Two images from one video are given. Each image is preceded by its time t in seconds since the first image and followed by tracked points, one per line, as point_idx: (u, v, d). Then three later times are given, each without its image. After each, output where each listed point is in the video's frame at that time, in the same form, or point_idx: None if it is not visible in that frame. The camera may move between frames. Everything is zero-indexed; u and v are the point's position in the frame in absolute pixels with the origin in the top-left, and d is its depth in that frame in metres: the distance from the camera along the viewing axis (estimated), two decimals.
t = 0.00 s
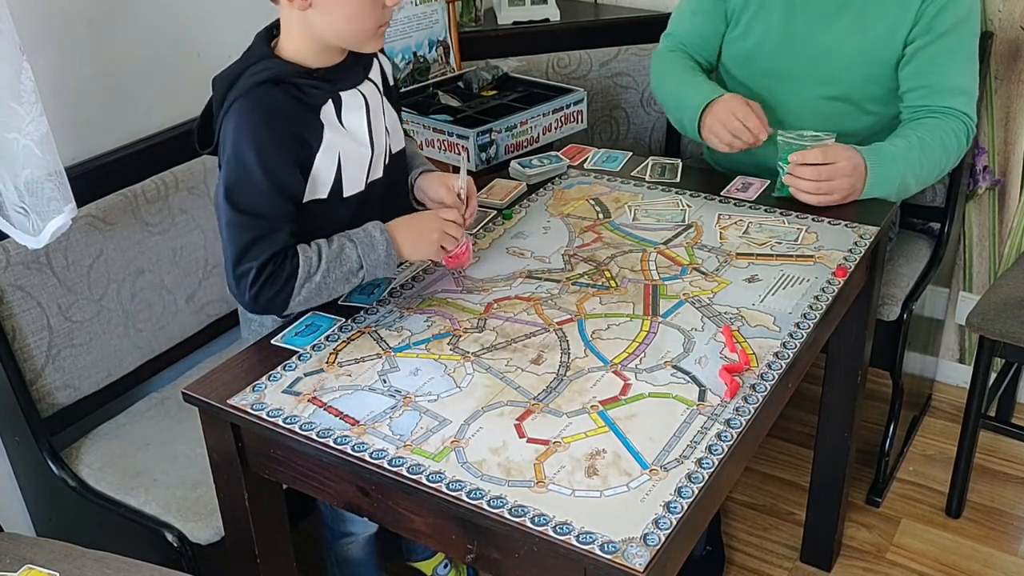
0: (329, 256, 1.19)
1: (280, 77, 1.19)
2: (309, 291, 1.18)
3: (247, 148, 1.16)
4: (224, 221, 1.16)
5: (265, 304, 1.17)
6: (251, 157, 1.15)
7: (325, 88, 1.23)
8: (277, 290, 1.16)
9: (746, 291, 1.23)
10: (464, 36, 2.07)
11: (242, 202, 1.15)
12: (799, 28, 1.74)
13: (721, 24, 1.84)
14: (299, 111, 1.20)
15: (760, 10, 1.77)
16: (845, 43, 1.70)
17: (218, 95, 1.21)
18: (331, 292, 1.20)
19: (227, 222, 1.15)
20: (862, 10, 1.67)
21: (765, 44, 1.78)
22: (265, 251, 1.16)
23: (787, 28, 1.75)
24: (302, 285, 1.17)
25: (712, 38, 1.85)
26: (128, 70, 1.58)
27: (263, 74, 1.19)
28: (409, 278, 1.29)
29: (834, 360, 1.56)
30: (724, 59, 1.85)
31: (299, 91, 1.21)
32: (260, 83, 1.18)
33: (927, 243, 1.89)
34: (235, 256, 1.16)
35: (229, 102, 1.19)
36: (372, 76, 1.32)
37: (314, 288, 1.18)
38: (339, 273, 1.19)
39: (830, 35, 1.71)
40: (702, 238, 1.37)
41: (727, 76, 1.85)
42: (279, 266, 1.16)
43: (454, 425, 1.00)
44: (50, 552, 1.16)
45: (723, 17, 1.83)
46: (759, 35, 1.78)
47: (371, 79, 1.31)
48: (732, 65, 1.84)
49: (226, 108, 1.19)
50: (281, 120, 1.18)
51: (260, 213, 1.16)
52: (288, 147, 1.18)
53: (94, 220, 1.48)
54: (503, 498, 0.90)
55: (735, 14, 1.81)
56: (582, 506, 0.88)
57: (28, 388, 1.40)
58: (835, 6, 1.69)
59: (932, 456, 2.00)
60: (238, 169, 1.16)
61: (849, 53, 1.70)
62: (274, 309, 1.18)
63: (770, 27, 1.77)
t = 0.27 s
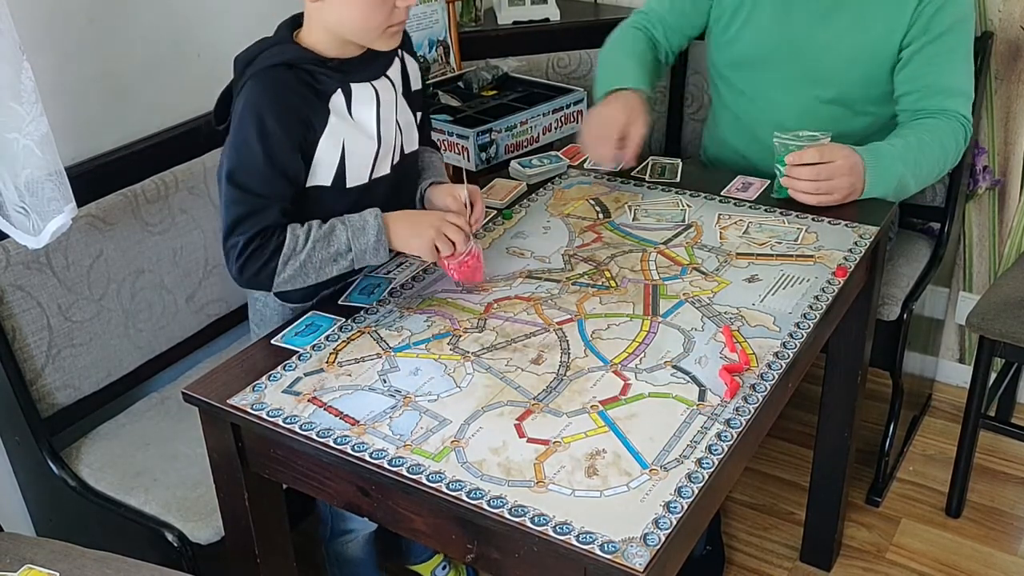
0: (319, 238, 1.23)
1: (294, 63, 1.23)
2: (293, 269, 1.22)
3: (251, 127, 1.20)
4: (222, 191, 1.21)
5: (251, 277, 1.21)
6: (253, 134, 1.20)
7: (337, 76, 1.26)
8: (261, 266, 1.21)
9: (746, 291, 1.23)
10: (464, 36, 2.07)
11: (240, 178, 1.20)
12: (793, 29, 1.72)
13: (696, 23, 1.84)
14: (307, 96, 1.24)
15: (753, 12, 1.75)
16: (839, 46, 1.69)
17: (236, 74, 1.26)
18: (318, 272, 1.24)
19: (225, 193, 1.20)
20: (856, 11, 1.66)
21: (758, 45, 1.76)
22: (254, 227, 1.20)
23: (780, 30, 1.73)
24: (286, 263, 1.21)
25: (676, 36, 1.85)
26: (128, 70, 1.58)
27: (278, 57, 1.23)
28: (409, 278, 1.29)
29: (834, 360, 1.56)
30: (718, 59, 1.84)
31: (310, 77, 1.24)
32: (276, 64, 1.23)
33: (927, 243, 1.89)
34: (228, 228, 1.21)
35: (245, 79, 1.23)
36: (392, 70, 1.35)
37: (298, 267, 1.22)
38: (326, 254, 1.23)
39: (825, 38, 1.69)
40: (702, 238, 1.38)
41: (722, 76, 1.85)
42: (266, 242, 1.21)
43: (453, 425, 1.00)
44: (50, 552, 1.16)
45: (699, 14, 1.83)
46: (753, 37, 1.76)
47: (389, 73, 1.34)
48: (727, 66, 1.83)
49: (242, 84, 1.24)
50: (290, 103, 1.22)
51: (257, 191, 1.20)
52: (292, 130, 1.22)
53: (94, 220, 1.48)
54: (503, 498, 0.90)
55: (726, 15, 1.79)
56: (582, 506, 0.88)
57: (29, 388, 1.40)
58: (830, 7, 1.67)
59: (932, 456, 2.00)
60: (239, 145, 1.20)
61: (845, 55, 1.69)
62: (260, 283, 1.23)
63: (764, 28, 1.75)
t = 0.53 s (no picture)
0: (337, 232, 1.24)
1: (313, 57, 1.23)
2: (310, 262, 1.22)
3: (270, 121, 1.20)
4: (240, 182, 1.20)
5: (269, 269, 1.22)
6: (273, 125, 1.20)
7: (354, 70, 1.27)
8: (280, 259, 1.21)
9: (746, 291, 1.23)
10: (464, 36, 2.07)
11: (258, 168, 1.20)
12: (791, 32, 1.71)
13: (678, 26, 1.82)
14: (326, 89, 1.24)
15: (751, 15, 1.75)
16: (837, 49, 1.68)
17: (255, 65, 1.26)
18: (335, 265, 1.25)
19: (243, 183, 1.20)
20: (855, 13, 1.65)
21: (756, 49, 1.75)
22: (274, 219, 1.20)
23: (777, 34, 1.72)
24: (305, 256, 1.22)
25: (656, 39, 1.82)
26: (128, 70, 1.58)
27: (298, 50, 1.23)
28: (410, 278, 1.29)
29: (834, 360, 1.56)
30: (716, 63, 1.83)
31: (329, 73, 1.24)
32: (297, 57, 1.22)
33: (927, 243, 1.89)
34: (246, 218, 1.21)
35: (266, 71, 1.23)
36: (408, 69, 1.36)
37: (316, 260, 1.23)
38: (343, 248, 1.24)
39: (822, 42, 1.69)
40: (702, 237, 1.37)
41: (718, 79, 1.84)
42: (285, 233, 1.21)
43: (454, 425, 1.00)
44: (50, 552, 1.16)
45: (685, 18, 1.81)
46: (751, 39, 1.76)
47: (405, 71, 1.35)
48: (725, 69, 1.82)
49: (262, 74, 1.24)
50: (308, 96, 1.22)
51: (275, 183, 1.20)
52: (311, 123, 1.22)
53: (94, 220, 1.48)
54: (503, 498, 0.90)
55: (724, 18, 1.78)
56: (582, 506, 0.88)
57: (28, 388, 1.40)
58: (829, 9, 1.67)
59: (932, 456, 2.00)
60: (258, 136, 1.20)
61: (843, 57, 1.69)
62: (277, 275, 1.23)
63: (761, 31, 1.74)
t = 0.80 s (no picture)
0: (343, 210, 1.24)
1: (320, 52, 1.23)
2: (321, 244, 1.23)
3: (279, 115, 1.20)
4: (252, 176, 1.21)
5: (280, 258, 1.22)
6: (285, 121, 1.20)
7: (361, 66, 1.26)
8: (290, 246, 1.22)
9: (746, 291, 1.23)
10: (464, 36, 2.07)
11: (269, 163, 1.20)
12: (792, 35, 1.71)
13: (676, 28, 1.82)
14: (334, 85, 1.24)
15: (750, 19, 1.75)
16: (837, 52, 1.68)
17: (261, 63, 1.26)
18: (346, 244, 1.26)
19: (254, 178, 1.20)
20: (856, 16, 1.65)
21: (756, 52, 1.75)
22: (283, 208, 1.21)
23: (778, 36, 1.72)
24: (315, 239, 1.22)
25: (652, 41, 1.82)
26: (128, 70, 1.58)
27: (306, 46, 1.23)
28: (410, 277, 1.29)
29: (834, 360, 1.56)
30: (717, 66, 1.83)
31: (336, 67, 1.24)
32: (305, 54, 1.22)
33: (927, 243, 1.89)
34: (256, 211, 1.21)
35: (273, 67, 1.23)
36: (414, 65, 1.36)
37: (326, 243, 1.23)
38: (351, 225, 1.25)
39: (822, 45, 1.69)
40: (702, 237, 1.37)
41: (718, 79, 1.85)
42: (296, 221, 1.22)
43: (454, 425, 1.00)
44: (49, 552, 1.16)
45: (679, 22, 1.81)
46: (751, 42, 1.76)
47: (410, 67, 1.35)
48: (727, 72, 1.82)
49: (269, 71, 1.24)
50: (317, 92, 1.22)
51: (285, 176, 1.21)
52: (320, 118, 1.23)
53: (94, 220, 1.48)
54: (503, 498, 0.90)
55: (723, 21, 1.78)
56: (582, 506, 0.88)
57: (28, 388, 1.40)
58: (829, 13, 1.67)
59: (932, 456, 2.00)
60: (269, 132, 1.20)
61: (844, 60, 1.69)
62: (289, 262, 1.24)
63: (762, 35, 1.74)
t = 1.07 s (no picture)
0: (342, 210, 1.23)
1: (314, 47, 1.24)
2: (318, 241, 1.22)
3: (270, 106, 1.20)
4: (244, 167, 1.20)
5: (275, 252, 1.21)
6: (274, 109, 1.20)
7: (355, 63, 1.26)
8: (286, 239, 1.21)
9: (746, 291, 1.23)
10: (464, 36, 2.07)
11: (259, 153, 1.20)
12: (794, 37, 1.71)
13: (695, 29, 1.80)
14: (327, 79, 1.24)
15: (752, 23, 1.75)
16: (839, 55, 1.69)
17: (258, 59, 1.27)
18: (342, 245, 1.25)
19: (246, 169, 1.20)
20: (859, 19, 1.66)
21: (758, 56, 1.75)
22: (278, 201, 1.20)
23: (780, 39, 1.72)
24: (311, 234, 1.21)
25: (682, 36, 1.80)
26: (128, 70, 1.58)
27: (301, 40, 1.24)
28: (409, 278, 1.29)
29: (834, 360, 1.56)
30: (717, 71, 1.83)
31: (330, 63, 1.25)
32: (298, 47, 1.24)
33: (927, 243, 1.89)
34: (250, 204, 1.20)
35: (266, 61, 1.25)
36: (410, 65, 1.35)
37: (322, 239, 1.22)
38: (349, 225, 1.24)
39: (825, 47, 1.69)
40: (702, 237, 1.38)
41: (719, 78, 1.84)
42: (291, 213, 1.21)
43: (454, 425, 1.00)
44: (49, 552, 1.16)
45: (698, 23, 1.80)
46: (753, 46, 1.75)
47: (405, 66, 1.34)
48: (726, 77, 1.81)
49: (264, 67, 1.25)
50: (309, 84, 1.22)
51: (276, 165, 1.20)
52: (312, 109, 1.22)
53: (94, 220, 1.48)
54: (503, 498, 0.90)
55: (724, 26, 1.78)
56: (582, 506, 0.88)
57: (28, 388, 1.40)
58: (832, 16, 1.67)
59: (932, 456, 2.00)
60: (259, 122, 1.21)
61: (847, 64, 1.69)
62: (284, 258, 1.23)
63: (763, 38, 1.74)
